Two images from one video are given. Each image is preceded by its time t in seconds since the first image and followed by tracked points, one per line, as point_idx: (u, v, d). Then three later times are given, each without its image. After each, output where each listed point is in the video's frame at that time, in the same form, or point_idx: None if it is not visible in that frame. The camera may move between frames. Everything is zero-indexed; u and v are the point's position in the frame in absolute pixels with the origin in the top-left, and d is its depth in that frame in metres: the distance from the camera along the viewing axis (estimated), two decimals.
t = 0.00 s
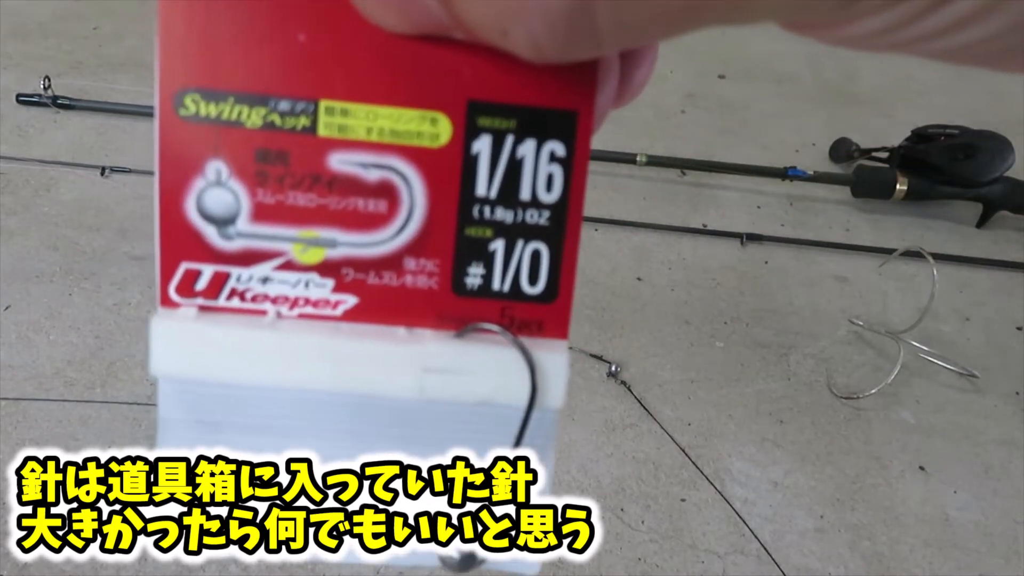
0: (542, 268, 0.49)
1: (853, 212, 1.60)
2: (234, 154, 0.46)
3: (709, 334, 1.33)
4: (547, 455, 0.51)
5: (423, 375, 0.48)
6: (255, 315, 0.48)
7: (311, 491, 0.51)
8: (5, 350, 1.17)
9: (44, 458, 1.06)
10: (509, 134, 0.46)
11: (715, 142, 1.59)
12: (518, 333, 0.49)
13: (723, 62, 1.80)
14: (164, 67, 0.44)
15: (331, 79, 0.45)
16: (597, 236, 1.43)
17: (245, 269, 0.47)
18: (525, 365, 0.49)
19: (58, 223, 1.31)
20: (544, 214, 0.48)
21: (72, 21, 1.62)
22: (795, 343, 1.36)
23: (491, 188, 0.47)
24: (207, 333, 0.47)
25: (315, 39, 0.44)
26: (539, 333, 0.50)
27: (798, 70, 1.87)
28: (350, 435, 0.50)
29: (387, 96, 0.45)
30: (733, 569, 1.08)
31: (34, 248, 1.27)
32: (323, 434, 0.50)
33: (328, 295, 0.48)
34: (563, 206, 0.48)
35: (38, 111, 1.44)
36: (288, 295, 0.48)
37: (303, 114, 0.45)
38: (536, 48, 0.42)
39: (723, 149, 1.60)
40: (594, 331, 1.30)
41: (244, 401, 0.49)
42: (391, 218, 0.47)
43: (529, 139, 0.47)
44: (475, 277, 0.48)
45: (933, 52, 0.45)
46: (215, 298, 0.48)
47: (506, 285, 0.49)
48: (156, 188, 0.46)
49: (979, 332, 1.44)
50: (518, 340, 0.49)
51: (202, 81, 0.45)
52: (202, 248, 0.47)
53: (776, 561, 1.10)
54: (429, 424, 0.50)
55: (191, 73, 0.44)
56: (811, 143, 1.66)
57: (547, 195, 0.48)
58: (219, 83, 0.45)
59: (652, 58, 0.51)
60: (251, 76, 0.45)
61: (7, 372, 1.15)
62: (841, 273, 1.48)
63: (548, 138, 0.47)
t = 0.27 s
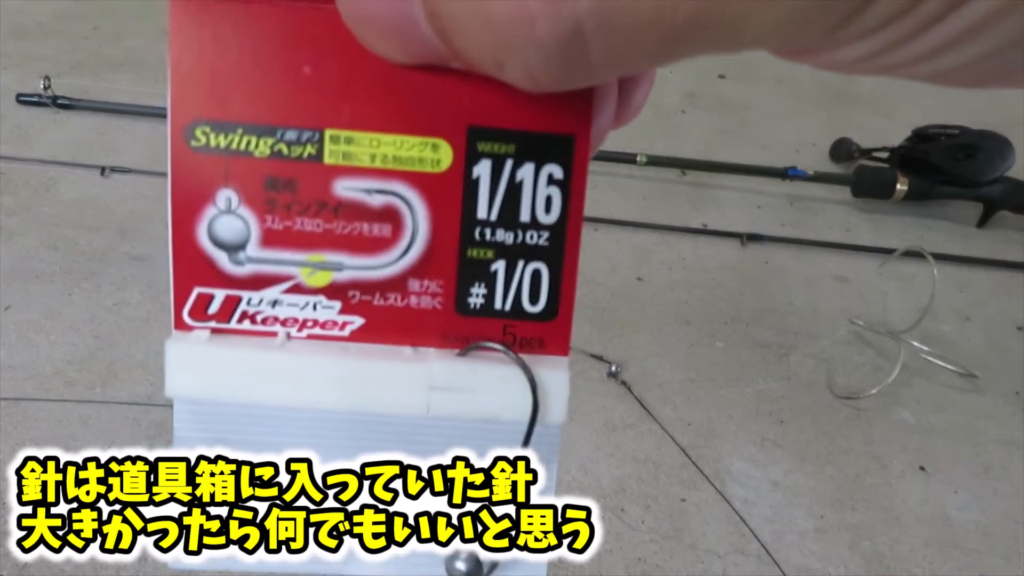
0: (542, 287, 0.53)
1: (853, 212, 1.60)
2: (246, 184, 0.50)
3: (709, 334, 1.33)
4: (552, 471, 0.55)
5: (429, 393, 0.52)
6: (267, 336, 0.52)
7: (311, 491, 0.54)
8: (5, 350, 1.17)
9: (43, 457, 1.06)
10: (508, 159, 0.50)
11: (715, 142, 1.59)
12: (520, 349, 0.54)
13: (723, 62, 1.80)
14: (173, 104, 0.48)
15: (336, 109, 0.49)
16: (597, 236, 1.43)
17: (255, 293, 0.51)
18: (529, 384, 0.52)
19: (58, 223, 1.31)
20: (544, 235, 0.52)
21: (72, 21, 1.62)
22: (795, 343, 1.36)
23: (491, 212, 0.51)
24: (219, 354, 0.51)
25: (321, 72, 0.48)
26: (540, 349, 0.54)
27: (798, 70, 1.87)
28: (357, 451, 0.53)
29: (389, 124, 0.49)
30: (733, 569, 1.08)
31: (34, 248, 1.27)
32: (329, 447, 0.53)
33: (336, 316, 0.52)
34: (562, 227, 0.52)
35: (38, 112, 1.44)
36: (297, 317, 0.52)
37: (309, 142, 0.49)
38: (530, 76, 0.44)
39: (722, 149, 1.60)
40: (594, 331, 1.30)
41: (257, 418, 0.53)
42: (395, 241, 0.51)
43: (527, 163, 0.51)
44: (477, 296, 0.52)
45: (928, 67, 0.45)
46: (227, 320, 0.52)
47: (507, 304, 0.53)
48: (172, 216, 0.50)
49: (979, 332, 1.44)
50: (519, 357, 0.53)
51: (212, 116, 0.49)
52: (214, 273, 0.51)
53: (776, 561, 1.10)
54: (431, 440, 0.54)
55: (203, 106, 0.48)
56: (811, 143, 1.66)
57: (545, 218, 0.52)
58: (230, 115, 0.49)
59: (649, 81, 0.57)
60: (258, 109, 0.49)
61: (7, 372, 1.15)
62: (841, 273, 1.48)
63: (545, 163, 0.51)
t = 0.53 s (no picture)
0: (536, 291, 0.53)
1: (853, 212, 1.58)
2: (248, 190, 0.50)
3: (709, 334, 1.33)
4: (543, 469, 0.55)
5: (425, 394, 0.52)
6: (269, 336, 0.52)
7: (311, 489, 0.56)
8: (5, 350, 1.17)
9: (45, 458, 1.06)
10: (503, 166, 0.51)
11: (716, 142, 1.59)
12: (513, 351, 0.54)
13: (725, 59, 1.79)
14: (180, 112, 0.49)
15: (336, 119, 0.49)
16: (597, 235, 1.42)
17: (257, 295, 0.52)
18: (522, 384, 0.52)
19: (58, 224, 1.30)
20: (537, 241, 0.53)
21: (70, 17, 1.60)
22: (795, 343, 1.36)
23: (485, 217, 0.52)
24: (223, 354, 0.51)
25: (322, 82, 0.49)
26: (534, 352, 0.54)
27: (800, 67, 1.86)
28: (359, 447, 0.54)
29: (387, 133, 0.50)
30: (733, 570, 1.09)
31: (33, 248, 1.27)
32: (328, 445, 0.54)
33: (335, 318, 0.53)
34: (555, 232, 0.52)
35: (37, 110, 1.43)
36: (297, 318, 0.52)
37: (310, 151, 0.50)
38: (518, 87, 0.45)
39: (723, 149, 1.60)
40: (594, 331, 1.29)
41: (261, 415, 0.53)
42: (394, 246, 0.52)
43: (522, 171, 0.51)
44: (473, 299, 0.53)
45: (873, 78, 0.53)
46: (231, 321, 0.52)
47: (501, 308, 0.53)
48: (177, 221, 0.50)
49: (980, 332, 1.45)
50: (513, 359, 0.53)
51: (217, 124, 0.49)
52: (218, 277, 0.51)
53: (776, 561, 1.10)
54: (433, 437, 0.54)
55: (208, 115, 0.49)
56: (812, 142, 1.65)
57: (539, 224, 0.53)
58: (233, 124, 0.49)
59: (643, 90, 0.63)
60: (263, 118, 0.49)
61: (7, 372, 1.15)
62: (842, 273, 1.48)
63: (538, 170, 0.51)
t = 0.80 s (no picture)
0: (531, 286, 0.53)
1: (853, 212, 1.58)
2: (245, 182, 0.50)
3: (709, 334, 1.33)
4: (539, 464, 0.55)
5: (421, 388, 0.52)
6: (264, 330, 0.52)
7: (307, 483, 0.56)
8: (5, 350, 1.17)
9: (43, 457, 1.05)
10: (499, 161, 0.51)
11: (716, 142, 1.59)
12: (509, 346, 0.54)
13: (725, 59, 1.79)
14: (178, 105, 0.49)
15: (333, 112, 0.50)
16: (597, 235, 1.42)
17: (254, 288, 0.52)
18: (517, 378, 0.52)
19: (58, 224, 1.30)
20: (533, 235, 0.53)
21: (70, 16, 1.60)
22: (795, 343, 1.36)
23: (482, 211, 0.52)
24: (219, 346, 0.51)
25: (319, 75, 0.49)
26: (529, 346, 0.54)
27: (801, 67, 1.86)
28: (355, 441, 0.54)
29: (383, 127, 0.50)
30: (733, 570, 1.09)
31: (33, 248, 1.27)
32: (325, 439, 0.54)
33: (331, 311, 0.53)
34: (551, 227, 0.53)
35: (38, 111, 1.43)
36: (293, 311, 0.52)
37: (307, 144, 0.50)
38: (514, 80, 0.46)
39: (723, 148, 1.60)
40: (594, 330, 1.29)
41: (257, 409, 0.53)
42: (390, 240, 0.52)
43: (518, 165, 0.51)
44: (469, 293, 0.53)
45: (873, 73, 0.54)
46: (227, 314, 0.52)
47: (497, 302, 0.53)
48: (173, 213, 0.50)
49: (980, 332, 1.45)
50: (509, 354, 0.53)
51: (214, 116, 0.50)
52: (214, 269, 0.51)
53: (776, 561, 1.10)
54: (429, 432, 0.54)
55: (206, 108, 0.49)
56: (812, 142, 1.65)
57: (535, 219, 0.53)
58: (230, 117, 0.50)
59: (642, 85, 0.63)
60: (260, 111, 0.50)
61: (7, 372, 1.15)
62: (841, 273, 1.48)
63: (535, 164, 0.52)
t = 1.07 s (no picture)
0: (529, 283, 0.53)
1: (853, 211, 1.58)
2: (242, 179, 0.50)
3: (709, 334, 1.33)
4: (536, 462, 0.55)
5: (417, 386, 0.52)
6: (261, 327, 0.52)
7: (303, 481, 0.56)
8: (5, 350, 1.17)
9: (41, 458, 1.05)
10: (496, 158, 0.51)
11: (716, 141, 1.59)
12: (506, 343, 0.54)
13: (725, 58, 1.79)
14: (175, 101, 0.49)
15: (330, 109, 0.50)
16: (597, 235, 1.42)
17: (251, 285, 0.52)
18: (514, 376, 0.52)
19: (58, 223, 1.30)
20: (531, 233, 0.53)
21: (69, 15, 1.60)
22: (795, 343, 1.36)
23: (479, 208, 0.52)
24: (215, 344, 0.51)
25: (316, 72, 0.49)
26: (527, 344, 0.54)
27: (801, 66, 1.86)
28: (351, 438, 0.54)
29: (380, 123, 0.50)
30: (733, 570, 1.09)
31: (33, 249, 1.27)
32: (322, 437, 0.54)
33: (328, 309, 0.53)
34: (548, 224, 0.52)
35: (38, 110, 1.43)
36: (290, 308, 0.52)
37: (304, 141, 0.50)
38: (511, 77, 0.46)
39: (723, 148, 1.60)
40: (594, 330, 1.29)
41: (253, 406, 0.53)
42: (388, 237, 0.52)
43: (515, 162, 0.51)
44: (466, 291, 0.53)
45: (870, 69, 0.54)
46: (223, 311, 0.52)
47: (494, 300, 0.53)
48: (171, 210, 0.51)
49: (980, 331, 1.45)
50: (506, 351, 0.53)
51: (212, 113, 0.50)
52: (211, 266, 0.51)
53: (776, 561, 1.10)
54: (426, 429, 0.54)
55: (203, 104, 0.50)
56: (812, 141, 1.65)
57: (532, 216, 0.53)
58: (228, 113, 0.50)
59: (639, 82, 0.63)
60: (257, 108, 0.50)
61: (7, 372, 1.15)
62: (841, 273, 1.48)
63: (532, 162, 0.52)
